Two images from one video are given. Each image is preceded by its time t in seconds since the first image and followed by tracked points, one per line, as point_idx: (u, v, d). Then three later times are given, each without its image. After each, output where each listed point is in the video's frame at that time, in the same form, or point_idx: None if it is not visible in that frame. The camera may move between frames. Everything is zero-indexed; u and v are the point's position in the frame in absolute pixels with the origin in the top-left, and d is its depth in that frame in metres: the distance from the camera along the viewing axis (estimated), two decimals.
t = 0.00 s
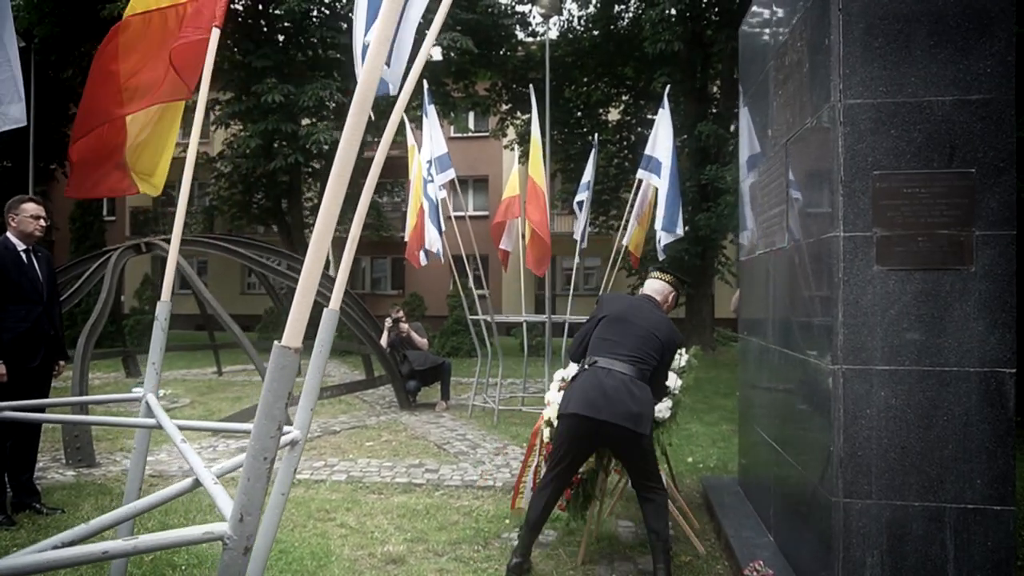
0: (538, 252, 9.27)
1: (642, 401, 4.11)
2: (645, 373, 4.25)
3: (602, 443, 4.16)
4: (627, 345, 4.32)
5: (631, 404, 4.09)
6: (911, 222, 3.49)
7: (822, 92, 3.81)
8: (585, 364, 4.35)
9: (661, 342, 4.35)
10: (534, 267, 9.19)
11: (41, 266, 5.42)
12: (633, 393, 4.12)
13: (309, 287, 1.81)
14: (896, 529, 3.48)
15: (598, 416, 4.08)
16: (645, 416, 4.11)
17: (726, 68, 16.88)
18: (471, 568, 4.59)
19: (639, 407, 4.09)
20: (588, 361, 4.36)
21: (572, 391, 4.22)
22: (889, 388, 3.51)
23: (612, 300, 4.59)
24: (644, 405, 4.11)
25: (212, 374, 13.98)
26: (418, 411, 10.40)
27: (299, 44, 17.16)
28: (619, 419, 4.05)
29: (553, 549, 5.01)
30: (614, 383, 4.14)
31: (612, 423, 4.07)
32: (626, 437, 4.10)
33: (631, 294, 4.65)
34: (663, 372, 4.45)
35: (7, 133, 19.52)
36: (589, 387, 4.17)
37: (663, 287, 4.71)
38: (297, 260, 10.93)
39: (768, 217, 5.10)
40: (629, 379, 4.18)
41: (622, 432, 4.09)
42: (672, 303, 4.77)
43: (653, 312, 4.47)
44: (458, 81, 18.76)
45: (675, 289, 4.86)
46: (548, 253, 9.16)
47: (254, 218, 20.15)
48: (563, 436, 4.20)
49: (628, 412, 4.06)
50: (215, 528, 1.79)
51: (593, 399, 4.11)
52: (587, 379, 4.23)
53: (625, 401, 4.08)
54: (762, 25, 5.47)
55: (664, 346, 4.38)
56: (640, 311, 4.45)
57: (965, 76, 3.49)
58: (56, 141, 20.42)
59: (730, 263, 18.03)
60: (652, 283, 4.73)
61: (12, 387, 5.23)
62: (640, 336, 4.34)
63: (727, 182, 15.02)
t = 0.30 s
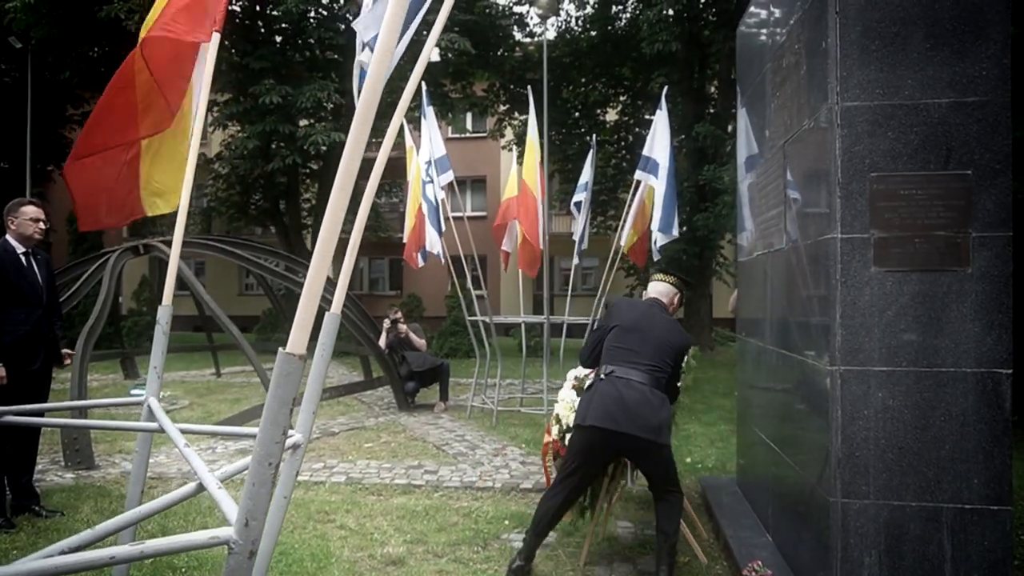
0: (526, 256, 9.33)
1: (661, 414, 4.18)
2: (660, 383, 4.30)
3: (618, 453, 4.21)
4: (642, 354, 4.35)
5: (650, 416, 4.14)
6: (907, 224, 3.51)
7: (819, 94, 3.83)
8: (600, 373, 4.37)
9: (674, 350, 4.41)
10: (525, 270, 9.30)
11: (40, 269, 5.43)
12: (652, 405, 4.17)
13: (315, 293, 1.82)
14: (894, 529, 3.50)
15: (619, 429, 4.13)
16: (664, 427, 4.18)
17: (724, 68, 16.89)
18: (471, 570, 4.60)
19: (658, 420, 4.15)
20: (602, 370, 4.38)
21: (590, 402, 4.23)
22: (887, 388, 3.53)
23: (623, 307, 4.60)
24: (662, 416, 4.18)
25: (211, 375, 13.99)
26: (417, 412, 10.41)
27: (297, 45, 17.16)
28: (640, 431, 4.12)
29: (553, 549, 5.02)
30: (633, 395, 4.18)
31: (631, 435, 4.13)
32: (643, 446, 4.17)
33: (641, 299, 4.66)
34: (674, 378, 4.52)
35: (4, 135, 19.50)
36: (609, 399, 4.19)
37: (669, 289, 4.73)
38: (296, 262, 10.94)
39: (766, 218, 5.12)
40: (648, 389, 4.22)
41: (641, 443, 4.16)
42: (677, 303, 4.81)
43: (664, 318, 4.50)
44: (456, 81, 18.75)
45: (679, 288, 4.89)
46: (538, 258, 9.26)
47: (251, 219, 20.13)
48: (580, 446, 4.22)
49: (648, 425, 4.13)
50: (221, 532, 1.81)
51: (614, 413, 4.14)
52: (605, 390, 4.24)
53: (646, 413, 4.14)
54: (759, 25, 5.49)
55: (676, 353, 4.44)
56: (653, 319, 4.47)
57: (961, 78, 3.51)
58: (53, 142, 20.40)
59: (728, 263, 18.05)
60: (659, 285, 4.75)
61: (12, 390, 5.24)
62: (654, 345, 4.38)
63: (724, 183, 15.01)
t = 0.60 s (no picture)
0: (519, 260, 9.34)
1: (666, 421, 4.21)
2: (665, 390, 4.34)
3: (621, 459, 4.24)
4: (649, 361, 4.38)
5: (655, 423, 4.18)
6: (901, 229, 3.55)
7: (813, 99, 3.86)
8: (606, 377, 4.40)
9: (680, 357, 4.44)
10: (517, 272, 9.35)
11: (39, 272, 5.44)
12: (657, 412, 4.20)
13: (315, 304, 1.84)
14: (888, 531, 3.53)
15: (623, 434, 4.16)
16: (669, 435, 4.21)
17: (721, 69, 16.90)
18: (468, 572, 4.63)
19: (663, 427, 4.18)
20: (609, 375, 4.42)
21: (595, 406, 4.26)
22: (880, 392, 3.56)
23: (632, 313, 4.64)
24: (666, 423, 4.21)
25: (209, 377, 14.00)
26: (415, 414, 10.43)
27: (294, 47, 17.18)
28: (645, 438, 4.16)
29: (550, 551, 5.06)
30: (639, 401, 4.22)
31: (635, 441, 4.17)
32: (647, 452, 4.21)
33: (649, 305, 4.70)
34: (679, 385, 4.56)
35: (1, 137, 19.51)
36: (614, 404, 4.22)
37: (676, 295, 4.76)
38: (294, 263, 10.96)
39: (761, 222, 5.16)
40: (654, 396, 4.25)
41: (645, 450, 4.19)
42: (683, 310, 4.84)
43: (671, 325, 4.53)
44: (454, 83, 18.76)
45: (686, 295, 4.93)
46: (530, 259, 9.25)
47: (249, 220, 20.12)
48: (583, 450, 4.24)
49: (652, 433, 4.17)
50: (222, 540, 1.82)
51: (619, 418, 4.17)
52: (611, 394, 4.27)
53: (651, 420, 4.17)
54: (755, 26, 5.52)
55: (682, 361, 4.47)
56: (661, 327, 4.51)
57: (954, 84, 3.54)
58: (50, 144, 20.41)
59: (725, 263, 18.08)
60: (667, 290, 4.78)
61: (11, 393, 5.26)
62: (662, 352, 4.41)
63: (721, 183, 15.04)
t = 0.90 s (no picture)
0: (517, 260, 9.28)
1: (665, 423, 4.25)
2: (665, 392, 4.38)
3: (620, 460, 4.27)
4: (650, 364, 4.41)
5: (654, 425, 4.21)
6: (895, 232, 3.58)
7: (809, 103, 3.89)
8: (607, 378, 4.43)
9: (682, 362, 4.47)
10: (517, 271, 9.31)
11: (38, 273, 5.47)
12: (656, 414, 4.23)
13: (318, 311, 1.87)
14: (882, 531, 3.56)
15: (622, 436, 4.19)
16: (668, 437, 4.25)
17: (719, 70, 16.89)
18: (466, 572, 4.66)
19: (662, 429, 4.22)
20: (609, 377, 4.45)
21: (596, 407, 4.29)
22: (875, 393, 3.59)
23: (634, 316, 4.66)
24: (666, 426, 4.24)
25: (206, 377, 14.00)
26: (413, 414, 10.45)
27: (293, 46, 17.18)
28: (643, 440, 4.19)
29: (548, 551, 5.08)
30: (639, 404, 4.24)
31: (635, 443, 4.20)
32: (645, 453, 4.24)
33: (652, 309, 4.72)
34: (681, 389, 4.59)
35: None
36: (614, 405, 4.25)
37: (679, 300, 4.76)
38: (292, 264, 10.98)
39: (758, 223, 5.18)
40: (654, 399, 4.28)
41: (644, 452, 4.23)
42: (687, 313, 4.84)
43: (673, 328, 4.56)
44: (452, 82, 18.78)
45: (689, 298, 4.93)
46: (528, 260, 9.22)
47: (246, 220, 20.11)
48: (581, 452, 4.28)
49: (651, 436, 4.20)
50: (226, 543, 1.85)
51: (618, 420, 4.20)
52: (611, 396, 4.30)
53: (651, 422, 4.20)
54: (753, 27, 5.55)
55: (684, 365, 4.50)
56: (662, 331, 4.53)
57: (949, 88, 3.57)
58: (47, 143, 20.41)
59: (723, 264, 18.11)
60: (670, 295, 4.79)
61: (11, 394, 5.28)
62: (663, 356, 4.44)
63: (720, 184, 15.05)
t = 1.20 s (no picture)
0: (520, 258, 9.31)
1: (664, 421, 4.27)
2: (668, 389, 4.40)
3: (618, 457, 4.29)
4: (651, 362, 4.42)
5: (654, 423, 4.22)
6: (892, 230, 3.59)
7: (806, 102, 3.91)
8: (608, 376, 4.45)
9: (684, 361, 4.48)
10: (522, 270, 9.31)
11: (37, 272, 5.47)
12: (657, 411, 4.25)
13: (318, 310, 1.87)
14: (879, 529, 3.57)
15: (622, 434, 4.21)
16: (666, 434, 4.25)
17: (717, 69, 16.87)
18: (465, 569, 4.67)
19: (661, 427, 4.23)
20: (611, 373, 4.46)
21: (596, 405, 4.30)
22: (873, 391, 3.60)
23: (636, 315, 4.66)
24: (666, 425, 4.26)
25: (205, 376, 14.00)
26: (412, 413, 10.46)
27: (291, 45, 17.16)
28: (641, 436, 4.20)
29: (546, 549, 5.10)
30: (639, 401, 4.26)
31: (634, 441, 4.22)
32: (644, 451, 4.26)
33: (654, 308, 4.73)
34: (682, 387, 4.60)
35: None
36: (614, 403, 4.27)
37: (682, 299, 4.77)
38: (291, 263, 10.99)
39: (756, 222, 5.19)
40: (653, 397, 4.29)
41: (643, 449, 4.25)
42: (689, 313, 4.85)
43: (676, 326, 4.57)
44: (450, 81, 18.77)
45: (691, 299, 4.94)
46: (532, 259, 9.26)
47: (245, 219, 20.08)
48: (581, 449, 4.29)
49: (648, 433, 4.21)
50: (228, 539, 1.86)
51: (618, 417, 4.22)
52: (612, 394, 4.32)
53: (650, 420, 4.22)
54: (751, 26, 5.56)
55: (686, 364, 4.50)
56: (663, 329, 4.53)
57: (946, 87, 3.58)
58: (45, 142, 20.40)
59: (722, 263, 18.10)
60: (672, 294, 4.79)
61: (10, 393, 5.29)
62: (665, 354, 4.44)
63: (718, 183, 15.06)
